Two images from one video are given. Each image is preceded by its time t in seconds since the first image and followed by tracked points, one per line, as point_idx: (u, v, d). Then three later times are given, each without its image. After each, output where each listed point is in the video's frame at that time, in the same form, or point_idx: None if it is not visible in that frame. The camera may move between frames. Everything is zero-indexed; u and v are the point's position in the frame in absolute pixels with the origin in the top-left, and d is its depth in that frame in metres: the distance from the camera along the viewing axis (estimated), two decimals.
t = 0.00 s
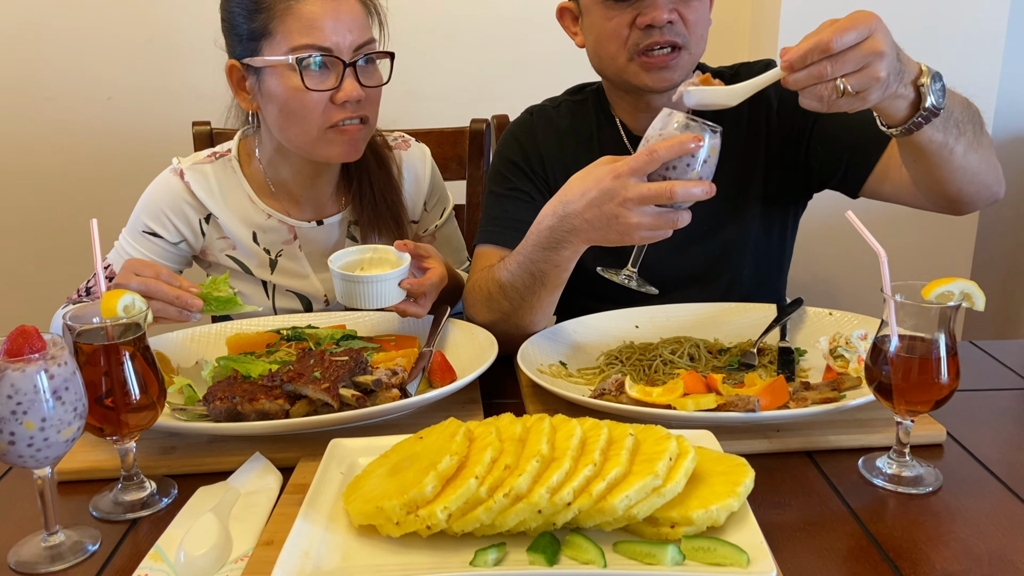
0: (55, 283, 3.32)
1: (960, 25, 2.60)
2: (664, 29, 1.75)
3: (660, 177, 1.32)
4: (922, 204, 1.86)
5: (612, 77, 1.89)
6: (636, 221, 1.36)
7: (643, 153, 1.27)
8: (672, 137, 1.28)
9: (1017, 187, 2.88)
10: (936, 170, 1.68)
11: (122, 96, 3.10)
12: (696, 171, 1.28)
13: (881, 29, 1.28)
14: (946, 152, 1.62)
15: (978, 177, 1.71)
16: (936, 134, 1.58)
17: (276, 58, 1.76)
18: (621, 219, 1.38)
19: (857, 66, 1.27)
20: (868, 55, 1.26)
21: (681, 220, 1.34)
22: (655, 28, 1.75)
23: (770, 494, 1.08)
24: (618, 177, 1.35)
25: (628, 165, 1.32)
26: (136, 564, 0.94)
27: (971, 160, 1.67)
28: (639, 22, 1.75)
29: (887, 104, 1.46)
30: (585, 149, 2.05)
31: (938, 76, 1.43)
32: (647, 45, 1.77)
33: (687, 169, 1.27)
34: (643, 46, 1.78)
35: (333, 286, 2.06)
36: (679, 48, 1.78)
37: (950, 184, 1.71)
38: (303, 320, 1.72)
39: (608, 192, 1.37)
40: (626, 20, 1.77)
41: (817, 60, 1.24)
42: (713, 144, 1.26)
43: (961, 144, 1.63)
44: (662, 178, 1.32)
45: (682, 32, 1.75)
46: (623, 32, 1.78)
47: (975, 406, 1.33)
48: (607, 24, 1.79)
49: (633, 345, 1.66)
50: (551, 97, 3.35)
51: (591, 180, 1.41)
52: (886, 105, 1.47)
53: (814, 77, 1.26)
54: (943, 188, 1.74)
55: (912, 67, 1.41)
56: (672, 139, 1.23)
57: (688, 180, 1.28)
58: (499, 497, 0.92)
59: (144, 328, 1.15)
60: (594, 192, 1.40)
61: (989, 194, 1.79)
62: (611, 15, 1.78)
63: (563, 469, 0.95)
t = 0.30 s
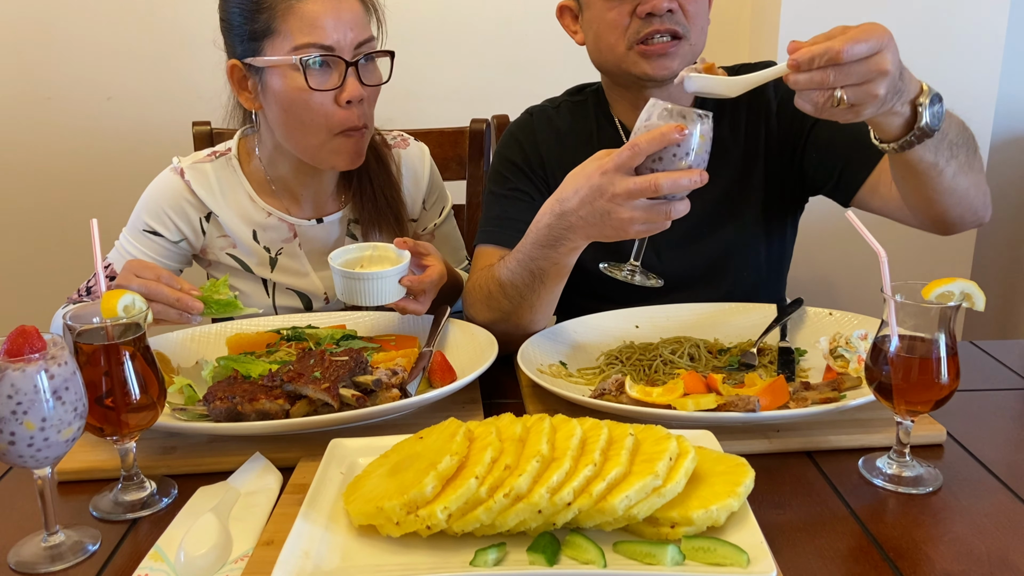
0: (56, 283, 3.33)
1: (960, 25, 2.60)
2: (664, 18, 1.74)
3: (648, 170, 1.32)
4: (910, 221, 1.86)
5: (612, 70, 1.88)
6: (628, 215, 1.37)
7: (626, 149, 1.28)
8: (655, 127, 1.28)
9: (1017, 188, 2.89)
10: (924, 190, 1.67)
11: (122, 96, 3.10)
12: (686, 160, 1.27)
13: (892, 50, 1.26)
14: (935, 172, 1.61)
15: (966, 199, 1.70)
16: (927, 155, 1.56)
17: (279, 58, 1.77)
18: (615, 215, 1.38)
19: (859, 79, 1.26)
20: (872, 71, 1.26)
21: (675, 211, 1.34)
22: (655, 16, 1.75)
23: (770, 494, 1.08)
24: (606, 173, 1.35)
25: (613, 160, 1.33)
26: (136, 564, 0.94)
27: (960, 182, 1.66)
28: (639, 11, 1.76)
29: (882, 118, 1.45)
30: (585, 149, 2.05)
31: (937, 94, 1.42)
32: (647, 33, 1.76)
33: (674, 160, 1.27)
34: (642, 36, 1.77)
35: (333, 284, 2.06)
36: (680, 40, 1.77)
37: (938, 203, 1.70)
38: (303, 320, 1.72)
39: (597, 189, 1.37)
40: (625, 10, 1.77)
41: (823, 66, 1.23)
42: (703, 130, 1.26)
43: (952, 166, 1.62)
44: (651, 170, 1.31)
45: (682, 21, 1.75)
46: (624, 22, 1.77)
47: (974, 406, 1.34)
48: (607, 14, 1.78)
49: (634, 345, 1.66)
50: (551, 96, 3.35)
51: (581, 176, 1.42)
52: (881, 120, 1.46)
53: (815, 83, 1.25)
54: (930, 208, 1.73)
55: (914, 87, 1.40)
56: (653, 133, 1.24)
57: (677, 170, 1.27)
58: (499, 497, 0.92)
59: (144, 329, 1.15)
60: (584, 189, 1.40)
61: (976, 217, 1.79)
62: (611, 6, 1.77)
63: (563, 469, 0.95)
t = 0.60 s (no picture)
0: (56, 283, 3.32)
1: (960, 25, 2.60)
2: (670, 17, 1.74)
3: (649, 163, 1.33)
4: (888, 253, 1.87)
5: (614, 69, 1.88)
6: (629, 208, 1.37)
7: (626, 141, 1.28)
8: (655, 121, 1.29)
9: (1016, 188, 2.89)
10: (905, 223, 1.67)
11: (122, 96, 3.10)
12: (687, 153, 1.28)
13: (898, 85, 1.26)
14: (916, 205, 1.61)
15: (945, 238, 1.70)
16: (911, 187, 1.56)
17: (280, 58, 1.77)
18: (616, 208, 1.39)
19: (860, 106, 1.26)
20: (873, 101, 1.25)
21: (676, 204, 1.34)
22: (660, 15, 1.74)
23: (770, 494, 1.08)
24: (606, 166, 1.35)
25: (615, 153, 1.33)
26: (136, 565, 0.94)
27: (940, 219, 1.65)
28: (645, 9, 1.75)
29: (873, 146, 1.45)
30: (585, 149, 2.05)
31: (926, 129, 1.42)
32: (653, 33, 1.75)
33: (674, 152, 1.27)
34: (648, 34, 1.76)
35: (333, 283, 2.06)
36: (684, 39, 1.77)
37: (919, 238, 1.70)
38: (303, 320, 1.72)
39: (598, 183, 1.37)
40: (631, 7, 1.76)
41: (829, 86, 1.22)
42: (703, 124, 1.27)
43: (934, 201, 1.62)
44: (651, 163, 1.32)
45: (687, 22, 1.74)
46: (629, 20, 1.77)
47: (974, 406, 1.33)
48: (612, 11, 1.77)
49: (634, 345, 1.66)
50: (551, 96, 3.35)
51: (581, 171, 1.42)
52: (871, 148, 1.45)
53: (817, 101, 1.25)
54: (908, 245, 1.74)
55: (910, 120, 1.38)
56: (653, 125, 1.24)
57: (678, 163, 1.28)
58: (499, 497, 0.92)
59: (144, 329, 1.15)
60: (585, 183, 1.40)
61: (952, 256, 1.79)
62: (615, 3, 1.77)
63: (563, 469, 0.95)
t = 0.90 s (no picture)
0: (56, 283, 3.33)
1: (960, 26, 2.60)
2: (675, 20, 1.73)
3: (646, 166, 1.33)
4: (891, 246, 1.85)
5: (617, 70, 1.88)
6: (627, 211, 1.37)
7: (624, 145, 1.29)
8: (654, 123, 1.29)
9: (1016, 188, 2.88)
10: (908, 213, 1.64)
11: (122, 96, 3.10)
12: (685, 155, 1.27)
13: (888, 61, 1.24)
14: (919, 195, 1.57)
15: (948, 227, 1.67)
16: (913, 176, 1.52)
17: (280, 60, 1.77)
18: (614, 211, 1.39)
19: (854, 86, 1.23)
20: (865, 82, 1.23)
21: (674, 206, 1.34)
22: (665, 18, 1.73)
23: (770, 494, 1.08)
24: (604, 169, 1.35)
25: (611, 156, 1.33)
26: (136, 565, 0.94)
27: (942, 209, 1.62)
28: (650, 11, 1.74)
29: (871, 134, 1.43)
30: (585, 149, 2.05)
31: (924, 119, 1.41)
32: (658, 35, 1.75)
33: (672, 155, 1.27)
34: (652, 37, 1.76)
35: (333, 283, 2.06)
36: (688, 42, 1.77)
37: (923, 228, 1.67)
38: (303, 320, 1.72)
39: (596, 185, 1.37)
40: (637, 9, 1.75)
41: (822, 68, 1.20)
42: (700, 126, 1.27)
43: (937, 190, 1.58)
44: (648, 167, 1.32)
45: (691, 26, 1.74)
46: (633, 22, 1.76)
47: (974, 406, 1.33)
48: (618, 11, 1.77)
49: (634, 345, 1.66)
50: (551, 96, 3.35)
51: (580, 173, 1.42)
52: (870, 135, 1.43)
53: (812, 85, 1.22)
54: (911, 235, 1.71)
55: (906, 107, 1.38)
56: (649, 129, 1.24)
57: (676, 165, 1.28)
58: (499, 497, 0.92)
59: (144, 329, 1.15)
60: (583, 185, 1.40)
61: (957, 248, 1.76)
62: (621, 4, 1.76)
63: (563, 469, 0.95)
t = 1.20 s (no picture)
0: (55, 283, 3.33)
1: (960, 26, 2.60)
2: (681, 26, 1.73)
3: (645, 170, 1.32)
4: (902, 223, 1.80)
5: (621, 71, 1.88)
6: (626, 214, 1.37)
7: (623, 148, 1.29)
8: (654, 127, 1.28)
9: (1016, 188, 2.88)
10: (911, 180, 1.61)
11: (122, 96, 3.10)
12: (684, 159, 1.27)
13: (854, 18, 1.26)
14: (919, 157, 1.54)
15: (955, 192, 1.62)
16: (909, 137, 1.50)
17: (282, 60, 1.77)
18: (614, 214, 1.39)
19: (820, 38, 1.25)
20: (829, 26, 1.24)
21: (673, 210, 1.34)
22: (671, 23, 1.73)
23: (770, 494, 1.08)
24: (603, 172, 1.35)
25: (611, 159, 1.33)
26: (136, 565, 0.94)
27: (947, 172, 1.59)
28: (657, 15, 1.73)
29: (858, 95, 1.41)
30: (586, 148, 2.05)
31: (908, 83, 1.40)
32: (662, 40, 1.75)
33: (671, 159, 1.27)
34: (657, 42, 1.75)
35: (335, 281, 2.06)
36: (691, 47, 1.77)
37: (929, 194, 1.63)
38: (304, 320, 1.72)
39: (596, 188, 1.37)
40: (642, 13, 1.74)
41: (783, 25, 1.24)
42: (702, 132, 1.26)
43: (937, 152, 1.55)
44: (648, 170, 1.32)
45: (696, 31, 1.74)
46: (639, 25, 1.76)
47: (974, 406, 1.33)
48: (623, 15, 1.76)
49: (634, 345, 1.66)
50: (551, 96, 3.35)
51: (581, 175, 1.42)
52: (857, 96, 1.41)
53: (777, 43, 1.26)
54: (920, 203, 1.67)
55: (887, 65, 1.38)
56: (650, 132, 1.24)
57: (674, 169, 1.27)
58: (499, 497, 0.92)
59: (144, 329, 1.15)
60: (583, 188, 1.40)
61: (970, 215, 1.71)
62: (626, 7, 1.75)
63: (563, 469, 0.95)
